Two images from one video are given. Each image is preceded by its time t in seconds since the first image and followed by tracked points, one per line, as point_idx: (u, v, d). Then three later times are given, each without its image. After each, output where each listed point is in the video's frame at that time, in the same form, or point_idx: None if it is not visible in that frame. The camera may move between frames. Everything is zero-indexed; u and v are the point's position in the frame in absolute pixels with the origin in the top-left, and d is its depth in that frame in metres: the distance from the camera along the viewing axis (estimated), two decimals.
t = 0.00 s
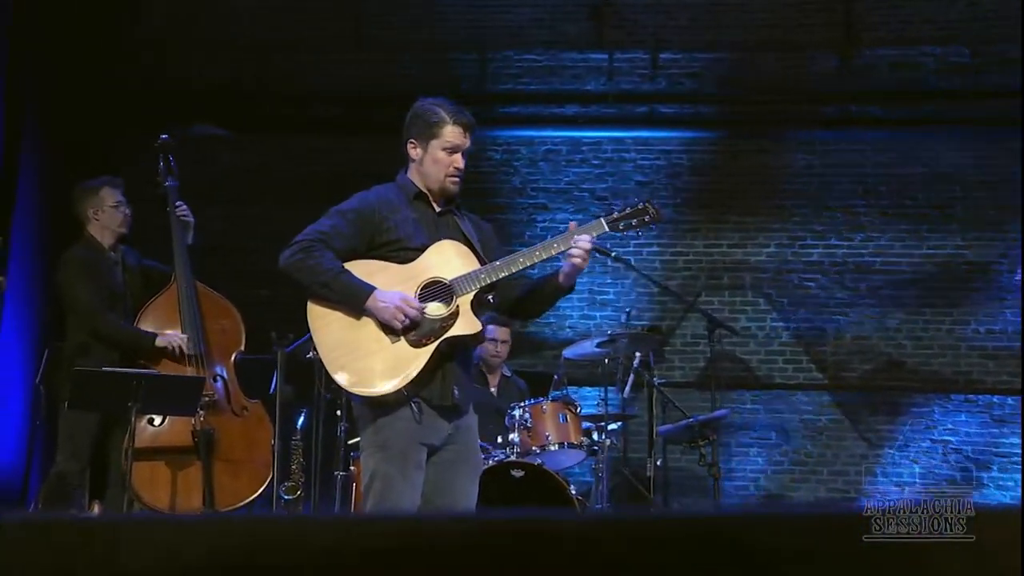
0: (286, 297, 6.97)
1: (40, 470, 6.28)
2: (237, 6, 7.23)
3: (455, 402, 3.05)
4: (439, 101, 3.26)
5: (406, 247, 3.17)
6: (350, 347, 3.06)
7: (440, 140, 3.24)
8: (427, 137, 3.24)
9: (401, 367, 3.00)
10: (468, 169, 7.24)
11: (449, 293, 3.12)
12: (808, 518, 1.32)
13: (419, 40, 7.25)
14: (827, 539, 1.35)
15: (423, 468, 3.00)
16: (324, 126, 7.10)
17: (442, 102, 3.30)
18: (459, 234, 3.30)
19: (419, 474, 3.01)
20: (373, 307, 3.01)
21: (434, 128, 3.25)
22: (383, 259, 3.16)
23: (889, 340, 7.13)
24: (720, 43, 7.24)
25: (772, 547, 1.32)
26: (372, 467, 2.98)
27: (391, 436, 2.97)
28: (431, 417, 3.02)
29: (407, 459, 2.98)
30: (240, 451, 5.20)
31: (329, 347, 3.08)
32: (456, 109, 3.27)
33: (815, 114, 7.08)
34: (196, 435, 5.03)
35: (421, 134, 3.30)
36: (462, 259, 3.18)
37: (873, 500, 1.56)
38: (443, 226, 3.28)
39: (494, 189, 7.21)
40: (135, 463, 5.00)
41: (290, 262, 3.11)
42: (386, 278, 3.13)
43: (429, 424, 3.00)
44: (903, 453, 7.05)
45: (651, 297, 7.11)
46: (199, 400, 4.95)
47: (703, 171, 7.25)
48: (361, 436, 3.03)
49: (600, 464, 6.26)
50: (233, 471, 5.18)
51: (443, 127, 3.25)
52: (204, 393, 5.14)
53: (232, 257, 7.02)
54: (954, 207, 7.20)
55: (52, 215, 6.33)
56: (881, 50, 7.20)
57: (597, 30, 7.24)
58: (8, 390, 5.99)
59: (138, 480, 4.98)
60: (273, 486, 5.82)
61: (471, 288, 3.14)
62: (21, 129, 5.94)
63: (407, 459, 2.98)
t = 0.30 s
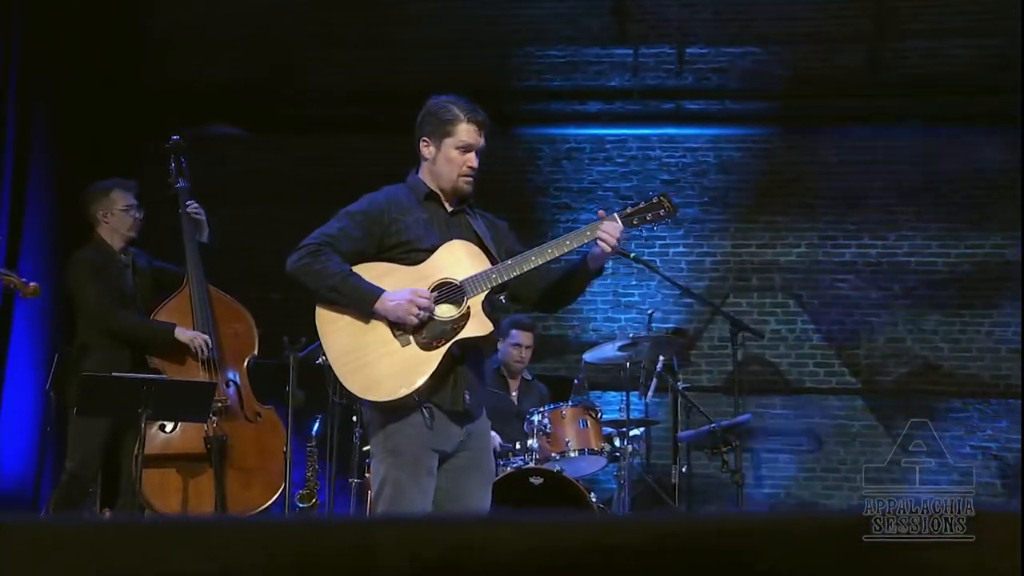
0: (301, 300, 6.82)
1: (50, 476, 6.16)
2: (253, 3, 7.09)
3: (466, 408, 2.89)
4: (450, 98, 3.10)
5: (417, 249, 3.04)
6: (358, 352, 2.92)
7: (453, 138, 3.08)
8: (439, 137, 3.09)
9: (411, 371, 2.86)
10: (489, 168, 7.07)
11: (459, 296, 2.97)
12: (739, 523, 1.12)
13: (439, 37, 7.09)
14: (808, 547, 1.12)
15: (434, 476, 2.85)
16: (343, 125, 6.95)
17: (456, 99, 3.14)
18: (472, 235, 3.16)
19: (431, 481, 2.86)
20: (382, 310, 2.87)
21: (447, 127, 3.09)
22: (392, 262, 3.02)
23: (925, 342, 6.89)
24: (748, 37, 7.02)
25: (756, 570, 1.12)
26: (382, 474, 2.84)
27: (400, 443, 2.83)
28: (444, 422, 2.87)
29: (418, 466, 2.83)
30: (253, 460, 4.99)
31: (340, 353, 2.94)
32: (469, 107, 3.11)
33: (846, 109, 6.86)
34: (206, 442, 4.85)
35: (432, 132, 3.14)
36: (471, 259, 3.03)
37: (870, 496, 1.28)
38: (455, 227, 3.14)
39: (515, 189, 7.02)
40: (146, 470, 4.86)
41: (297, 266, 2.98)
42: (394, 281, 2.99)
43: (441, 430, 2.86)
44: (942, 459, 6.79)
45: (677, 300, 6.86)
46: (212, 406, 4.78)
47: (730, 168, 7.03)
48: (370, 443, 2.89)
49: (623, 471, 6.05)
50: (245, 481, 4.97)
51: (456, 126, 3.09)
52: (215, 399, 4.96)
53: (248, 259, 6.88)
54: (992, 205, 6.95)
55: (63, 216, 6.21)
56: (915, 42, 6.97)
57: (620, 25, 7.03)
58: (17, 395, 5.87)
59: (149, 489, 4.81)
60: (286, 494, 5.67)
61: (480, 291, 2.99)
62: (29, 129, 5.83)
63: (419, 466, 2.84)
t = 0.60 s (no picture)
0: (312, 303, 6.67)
1: (55, 482, 6.02)
2: None
3: (474, 415, 2.86)
4: (458, 97, 3.08)
5: (425, 251, 3.00)
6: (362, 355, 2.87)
7: (460, 137, 3.05)
8: (447, 136, 3.06)
9: (415, 377, 2.82)
10: (505, 167, 6.89)
11: (467, 299, 2.93)
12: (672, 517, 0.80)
13: (454, 32, 6.89)
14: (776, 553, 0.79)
15: (441, 484, 2.82)
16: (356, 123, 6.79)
17: (463, 98, 3.12)
18: (482, 237, 3.12)
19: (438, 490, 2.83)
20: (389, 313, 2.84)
21: (454, 126, 3.07)
22: (399, 264, 2.99)
23: (957, 346, 6.63)
24: (773, 30, 6.78)
25: None
26: (389, 481, 2.81)
27: (406, 451, 2.80)
28: (451, 429, 2.84)
29: (425, 474, 2.80)
30: (260, 467, 4.75)
31: (344, 355, 2.91)
32: (476, 106, 3.08)
33: (877, 103, 6.65)
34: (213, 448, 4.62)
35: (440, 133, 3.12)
36: (480, 261, 3.00)
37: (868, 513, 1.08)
38: (465, 228, 3.09)
39: (533, 188, 6.85)
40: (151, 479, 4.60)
41: (303, 268, 2.96)
42: (400, 283, 2.96)
43: (449, 437, 2.82)
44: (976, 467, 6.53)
45: (699, 302, 6.62)
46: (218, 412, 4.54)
47: (754, 165, 6.81)
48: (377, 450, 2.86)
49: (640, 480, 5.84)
50: (252, 489, 4.73)
51: (463, 125, 3.05)
52: (221, 405, 4.71)
53: (258, 261, 6.73)
54: None
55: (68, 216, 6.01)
56: (947, 34, 6.72)
57: (641, 18, 6.81)
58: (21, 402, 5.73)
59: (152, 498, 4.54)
60: (292, 504, 5.50)
61: (489, 294, 2.95)
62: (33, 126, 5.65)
63: (425, 474, 2.81)
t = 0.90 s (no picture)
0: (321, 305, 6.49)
1: (56, 487, 5.84)
2: None
3: (481, 419, 2.72)
4: (464, 91, 2.94)
5: (430, 250, 2.88)
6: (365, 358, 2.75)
7: (465, 133, 2.90)
8: (452, 133, 2.92)
9: (418, 381, 2.70)
10: (520, 164, 6.71)
11: (474, 300, 2.82)
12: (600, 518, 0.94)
13: (466, 25, 6.68)
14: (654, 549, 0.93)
15: (446, 491, 2.69)
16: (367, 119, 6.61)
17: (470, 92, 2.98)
18: (490, 236, 3.00)
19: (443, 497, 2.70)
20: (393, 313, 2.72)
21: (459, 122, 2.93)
22: (403, 263, 2.86)
23: (987, 347, 6.38)
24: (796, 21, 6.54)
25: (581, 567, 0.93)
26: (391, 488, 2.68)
27: (410, 457, 2.67)
28: (457, 434, 2.71)
29: (430, 481, 2.67)
30: (262, 473, 4.53)
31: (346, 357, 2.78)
32: (483, 100, 2.94)
33: (905, 96, 6.41)
34: (212, 455, 4.42)
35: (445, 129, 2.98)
36: (487, 261, 2.88)
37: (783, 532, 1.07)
38: (472, 227, 2.97)
39: (549, 186, 6.65)
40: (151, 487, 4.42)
41: (303, 267, 2.84)
42: (404, 283, 2.83)
43: (454, 442, 2.70)
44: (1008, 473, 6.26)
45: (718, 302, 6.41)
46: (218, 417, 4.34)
47: (776, 161, 6.59)
48: (380, 454, 2.73)
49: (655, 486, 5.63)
50: (254, 496, 4.51)
51: (468, 120, 2.91)
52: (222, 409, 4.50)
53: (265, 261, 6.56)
54: None
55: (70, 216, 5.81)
56: (977, 24, 6.47)
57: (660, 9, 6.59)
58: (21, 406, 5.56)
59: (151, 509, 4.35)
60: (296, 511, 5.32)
61: (497, 295, 2.84)
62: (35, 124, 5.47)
63: (429, 480, 2.68)
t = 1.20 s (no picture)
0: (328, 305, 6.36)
1: (55, 494, 5.45)
2: None
3: (484, 422, 2.66)
4: (472, 88, 2.88)
5: (435, 249, 2.82)
6: (367, 360, 2.71)
7: (474, 129, 2.84)
8: (459, 129, 2.86)
9: (422, 383, 2.65)
10: (532, 161, 6.53)
11: (480, 302, 2.77)
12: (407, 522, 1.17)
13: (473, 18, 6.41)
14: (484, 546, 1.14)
15: (451, 496, 2.64)
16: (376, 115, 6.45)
17: (478, 88, 2.92)
18: (498, 235, 2.96)
19: (449, 503, 2.64)
20: (401, 314, 2.66)
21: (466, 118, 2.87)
22: (408, 263, 2.81)
23: (1018, 347, 6.14)
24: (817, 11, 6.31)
25: (459, 567, 1.16)
26: (395, 493, 2.64)
27: (415, 460, 2.63)
28: (461, 438, 2.66)
29: (436, 486, 2.62)
30: (266, 479, 4.40)
31: (348, 359, 2.73)
32: (491, 96, 2.88)
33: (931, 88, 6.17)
34: (216, 459, 4.28)
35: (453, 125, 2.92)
36: (494, 262, 2.83)
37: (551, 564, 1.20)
38: (481, 225, 2.93)
39: (562, 184, 6.48)
40: (154, 493, 4.26)
41: (309, 266, 2.78)
42: (411, 282, 2.78)
43: (459, 446, 2.65)
44: None
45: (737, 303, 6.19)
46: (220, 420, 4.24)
47: (796, 156, 6.38)
48: (384, 459, 2.69)
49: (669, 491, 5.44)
50: (258, 500, 4.37)
51: (476, 116, 2.85)
52: (224, 413, 4.37)
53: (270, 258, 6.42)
54: None
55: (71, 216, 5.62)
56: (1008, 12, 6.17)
57: None
58: (23, 407, 5.40)
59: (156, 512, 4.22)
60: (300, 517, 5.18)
61: (502, 296, 2.79)
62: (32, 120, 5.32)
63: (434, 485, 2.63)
